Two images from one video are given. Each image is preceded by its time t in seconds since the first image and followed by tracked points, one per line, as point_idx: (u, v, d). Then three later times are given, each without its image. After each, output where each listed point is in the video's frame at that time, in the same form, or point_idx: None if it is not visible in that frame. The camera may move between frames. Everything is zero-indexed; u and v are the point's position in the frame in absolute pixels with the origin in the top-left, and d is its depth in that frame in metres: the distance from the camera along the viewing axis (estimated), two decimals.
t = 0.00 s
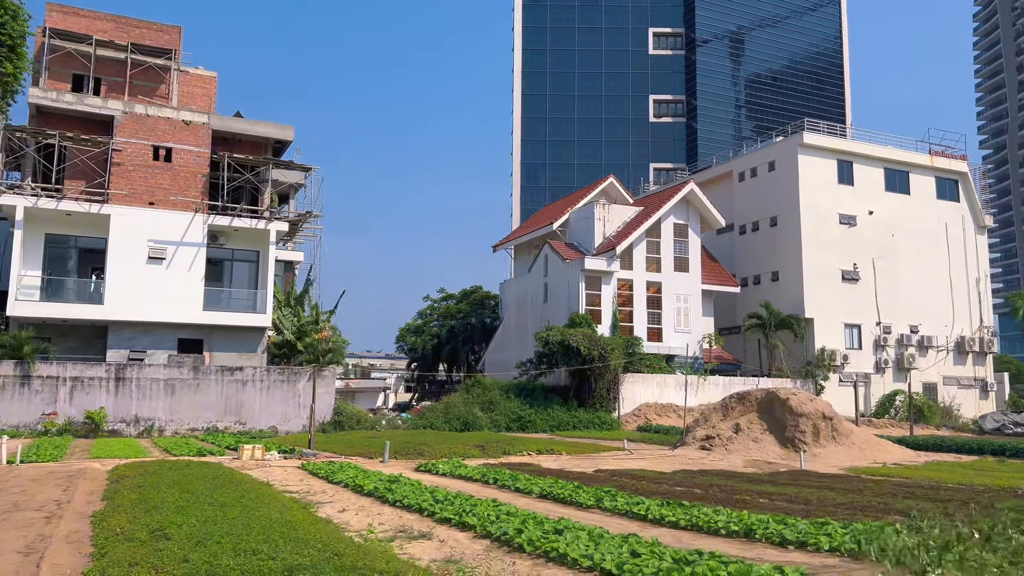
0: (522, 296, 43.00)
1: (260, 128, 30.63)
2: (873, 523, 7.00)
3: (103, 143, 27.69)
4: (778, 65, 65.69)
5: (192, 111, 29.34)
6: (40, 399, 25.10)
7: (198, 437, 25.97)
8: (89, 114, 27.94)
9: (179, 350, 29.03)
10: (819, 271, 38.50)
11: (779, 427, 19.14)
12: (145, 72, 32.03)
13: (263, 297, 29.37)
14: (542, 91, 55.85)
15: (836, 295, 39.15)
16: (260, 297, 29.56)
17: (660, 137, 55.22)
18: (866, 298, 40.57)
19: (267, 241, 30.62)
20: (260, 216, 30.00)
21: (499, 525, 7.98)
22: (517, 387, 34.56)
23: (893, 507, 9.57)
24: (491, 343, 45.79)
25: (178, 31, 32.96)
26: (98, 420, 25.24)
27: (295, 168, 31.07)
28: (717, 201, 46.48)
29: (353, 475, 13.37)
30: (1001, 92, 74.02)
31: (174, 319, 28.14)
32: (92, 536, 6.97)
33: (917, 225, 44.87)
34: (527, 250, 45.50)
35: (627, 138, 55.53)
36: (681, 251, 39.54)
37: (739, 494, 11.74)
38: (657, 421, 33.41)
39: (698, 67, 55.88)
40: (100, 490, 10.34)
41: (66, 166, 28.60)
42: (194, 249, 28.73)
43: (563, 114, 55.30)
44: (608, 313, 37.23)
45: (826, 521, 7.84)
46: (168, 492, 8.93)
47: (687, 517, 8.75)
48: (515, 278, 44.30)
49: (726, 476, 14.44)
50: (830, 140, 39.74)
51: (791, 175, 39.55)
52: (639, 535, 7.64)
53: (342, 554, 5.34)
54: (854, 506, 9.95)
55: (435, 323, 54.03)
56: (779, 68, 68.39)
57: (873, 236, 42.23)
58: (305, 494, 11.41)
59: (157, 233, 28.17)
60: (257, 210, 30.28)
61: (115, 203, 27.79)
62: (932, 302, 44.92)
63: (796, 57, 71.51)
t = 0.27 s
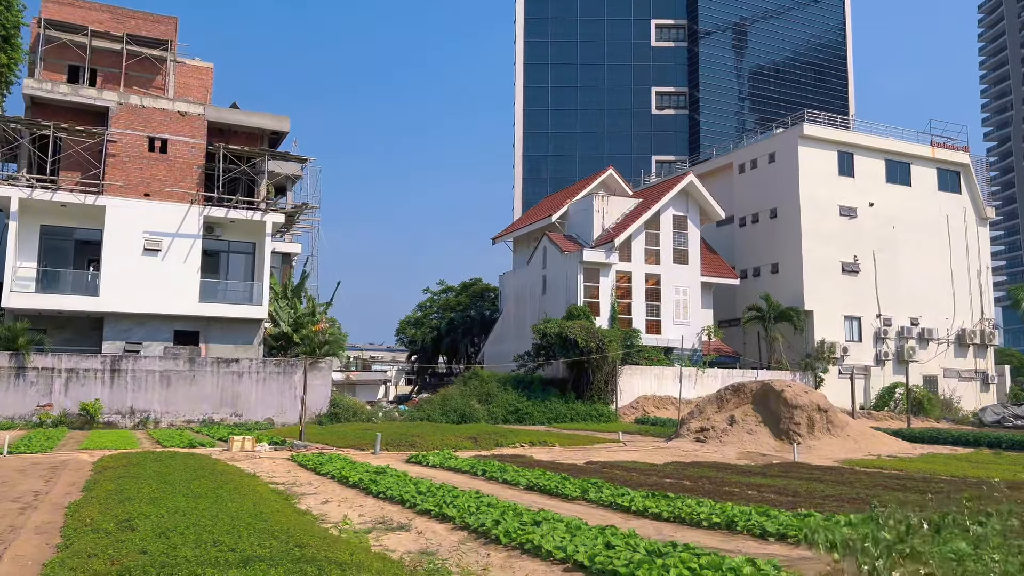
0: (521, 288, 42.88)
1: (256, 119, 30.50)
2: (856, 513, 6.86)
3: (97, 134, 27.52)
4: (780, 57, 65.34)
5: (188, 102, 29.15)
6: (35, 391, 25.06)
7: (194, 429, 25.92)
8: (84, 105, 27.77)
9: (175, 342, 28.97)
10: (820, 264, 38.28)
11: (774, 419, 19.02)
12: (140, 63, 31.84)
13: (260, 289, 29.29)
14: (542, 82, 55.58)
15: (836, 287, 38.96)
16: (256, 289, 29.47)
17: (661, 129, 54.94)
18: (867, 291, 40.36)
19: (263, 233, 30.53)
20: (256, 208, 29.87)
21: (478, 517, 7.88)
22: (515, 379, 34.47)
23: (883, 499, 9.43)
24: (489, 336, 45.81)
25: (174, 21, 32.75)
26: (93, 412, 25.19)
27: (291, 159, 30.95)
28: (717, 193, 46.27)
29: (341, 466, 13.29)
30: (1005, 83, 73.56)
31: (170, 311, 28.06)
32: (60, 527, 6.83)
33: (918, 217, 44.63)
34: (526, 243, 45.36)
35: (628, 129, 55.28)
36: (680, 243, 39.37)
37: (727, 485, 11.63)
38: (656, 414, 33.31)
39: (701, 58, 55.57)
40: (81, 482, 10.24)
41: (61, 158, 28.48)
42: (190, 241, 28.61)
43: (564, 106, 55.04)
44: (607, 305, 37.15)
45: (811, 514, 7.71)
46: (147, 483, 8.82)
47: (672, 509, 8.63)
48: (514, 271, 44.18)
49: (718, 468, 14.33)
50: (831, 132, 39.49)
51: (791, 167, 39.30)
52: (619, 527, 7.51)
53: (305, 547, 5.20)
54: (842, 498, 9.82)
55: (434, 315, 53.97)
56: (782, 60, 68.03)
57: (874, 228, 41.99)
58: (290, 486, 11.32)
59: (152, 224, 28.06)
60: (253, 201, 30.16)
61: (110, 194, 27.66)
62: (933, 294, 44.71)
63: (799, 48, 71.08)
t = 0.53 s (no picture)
0: (522, 282, 42.75)
1: (255, 113, 30.40)
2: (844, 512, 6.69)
3: (95, 127, 27.47)
4: (785, 49, 64.91)
5: (186, 95, 29.05)
6: (33, 385, 25.07)
7: (191, 424, 25.88)
8: (82, 98, 27.69)
9: (174, 336, 28.95)
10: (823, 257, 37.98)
11: (772, 415, 18.86)
12: (139, 57, 31.75)
13: (259, 283, 29.24)
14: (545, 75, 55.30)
15: (839, 282, 38.68)
16: (255, 283, 29.40)
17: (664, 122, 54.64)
18: (870, 285, 40.06)
19: (262, 227, 30.48)
20: (255, 202, 29.81)
21: (459, 514, 7.77)
22: (515, 373, 34.38)
23: (876, 497, 9.26)
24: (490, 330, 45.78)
25: (173, 14, 32.62)
26: (91, 406, 25.18)
27: (290, 153, 30.86)
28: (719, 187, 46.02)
29: (332, 461, 13.23)
30: (1012, 76, 72.93)
31: (169, 305, 28.03)
32: (34, 524, 6.71)
33: (923, 211, 44.26)
34: (528, 237, 45.22)
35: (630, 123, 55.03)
36: (682, 237, 39.19)
37: (719, 482, 11.50)
38: (656, 408, 33.18)
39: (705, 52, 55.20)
40: (66, 476, 10.18)
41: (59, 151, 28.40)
42: (189, 235, 28.56)
43: (566, 99, 54.77)
44: (608, 300, 37.03)
45: (799, 512, 7.55)
46: (128, 479, 8.71)
47: (659, 506, 8.51)
48: (516, 265, 44.06)
49: (713, 464, 14.21)
50: (834, 125, 39.17)
51: (794, 160, 39.01)
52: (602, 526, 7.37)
53: (269, 547, 5.07)
54: (836, 496, 9.65)
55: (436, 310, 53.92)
56: (787, 53, 67.57)
57: (878, 221, 41.66)
58: (278, 483, 11.21)
59: (150, 218, 28.00)
60: (252, 195, 30.08)
61: (108, 188, 27.61)
62: (937, 288, 44.38)
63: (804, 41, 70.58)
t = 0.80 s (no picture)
0: (525, 277, 42.61)
1: (255, 106, 30.34)
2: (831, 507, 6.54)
3: (95, 122, 27.43)
4: (792, 43, 64.44)
5: (186, 90, 28.99)
6: (34, 379, 25.15)
7: (192, 418, 25.89)
8: (82, 93, 27.65)
9: (175, 330, 28.95)
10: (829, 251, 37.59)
11: (772, 410, 18.67)
12: (140, 51, 31.68)
13: (260, 277, 29.24)
14: (550, 70, 55.03)
15: (844, 276, 38.38)
16: (256, 278, 29.40)
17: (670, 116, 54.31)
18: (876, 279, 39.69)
19: (263, 221, 30.45)
20: (256, 196, 29.76)
21: (442, 509, 7.66)
22: (517, 368, 34.27)
23: (870, 492, 9.12)
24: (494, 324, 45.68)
25: (174, 8, 32.50)
26: (92, 400, 25.20)
27: (291, 147, 30.81)
28: (724, 181, 45.74)
29: (324, 456, 13.15)
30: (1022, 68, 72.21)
31: (170, 299, 28.04)
32: (10, 517, 6.62)
33: (929, 205, 43.89)
34: (531, 231, 45.06)
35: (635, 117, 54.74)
36: (686, 231, 38.98)
37: (713, 477, 11.36)
38: (659, 403, 33.03)
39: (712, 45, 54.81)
40: (53, 470, 10.11)
41: (59, 145, 28.36)
42: (189, 229, 28.53)
43: (571, 93, 54.50)
44: (611, 294, 36.90)
45: (787, 506, 7.39)
46: (110, 473, 8.62)
47: (647, 501, 8.39)
48: (519, 259, 43.91)
49: (709, 459, 14.05)
50: (840, 117, 38.84)
51: (799, 154, 38.72)
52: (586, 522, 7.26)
53: (235, 542, 4.95)
54: (828, 492, 9.48)
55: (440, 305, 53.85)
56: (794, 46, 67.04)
57: (884, 215, 41.31)
58: (267, 477, 11.11)
59: (151, 213, 27.97)
60: (253, 189, 30.04)
61: (109, 182, 27.59)
62: (944, 282, 44.01)
63: (812, 34, 70.05)
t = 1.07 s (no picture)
0: (531, 274, 42.47)
1: (259, 104, 30.30)
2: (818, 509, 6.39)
3: (99, 119, 27.46)
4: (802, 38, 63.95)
5: (190, 87, 28.99)
6: (38, 376, 25.17)
7: (196, 415, 25.91)
8: (86, 90, 27.68)
9: (179, 328, 28.98)
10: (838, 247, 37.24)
11: (775, 408, 18.47)
12: (144, 48, 31.71)
13: (264, 275, 29.25)
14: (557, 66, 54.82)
15: (852, 272, 38.02)
16: (260, 275, 29.42)
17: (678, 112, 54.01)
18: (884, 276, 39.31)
19: (267, 219, 30.43)
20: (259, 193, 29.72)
21: (426, 509, 7.56)
22: (521, 365, 34.14)
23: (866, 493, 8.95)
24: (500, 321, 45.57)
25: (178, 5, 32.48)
26: (95, 397, 25.24)
27: (294, 144, 30.78)
28: (731, 177, 45.44)
29: (319, 454, 13.07)
30: None
31: (173, 296, 28.06)
32: None
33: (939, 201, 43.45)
34: (537, 228, 44.91)
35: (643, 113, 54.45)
36: (692, 228, 38.74)
37: (709, 476, 11.20)
38: (664, 401, 32.85)
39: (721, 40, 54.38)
40: (42, 468, 10.06)
41: (64, 143, 28.42)
42: (193, 227, 28.55)
43: (578, 89, 54.26)
44: (616, 291, 36.75)
45: (776, 508, 7.25)
46: (95, 472, 8.56)
47: (637, 501, 8.26)
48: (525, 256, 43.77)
49: (709, 457, 13.89)
50: (848, 113, 38.49)
51: (806, 149, 38.39)
52: (571, 522, 7.14)
53: (199, 544, 4.86)
54: (824, 493, 9.31)
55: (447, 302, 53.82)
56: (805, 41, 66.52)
57: (892, 211, 40.92)
58: (259, 476, 11.04)
59: (154, 210, 27.99)
60: (257, 187, 30.01)
61: (113, 180, 27.62)
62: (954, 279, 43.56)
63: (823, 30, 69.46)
